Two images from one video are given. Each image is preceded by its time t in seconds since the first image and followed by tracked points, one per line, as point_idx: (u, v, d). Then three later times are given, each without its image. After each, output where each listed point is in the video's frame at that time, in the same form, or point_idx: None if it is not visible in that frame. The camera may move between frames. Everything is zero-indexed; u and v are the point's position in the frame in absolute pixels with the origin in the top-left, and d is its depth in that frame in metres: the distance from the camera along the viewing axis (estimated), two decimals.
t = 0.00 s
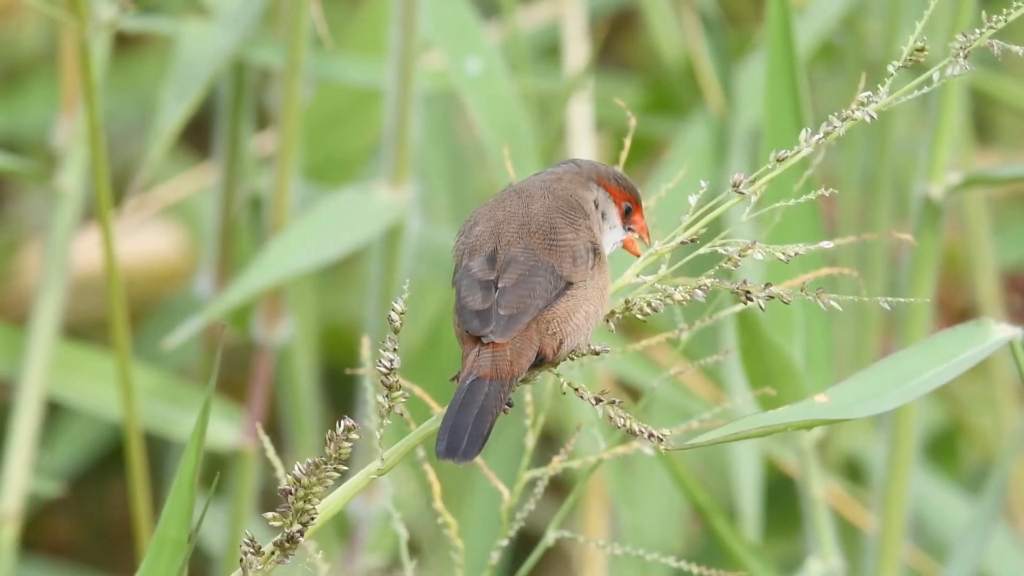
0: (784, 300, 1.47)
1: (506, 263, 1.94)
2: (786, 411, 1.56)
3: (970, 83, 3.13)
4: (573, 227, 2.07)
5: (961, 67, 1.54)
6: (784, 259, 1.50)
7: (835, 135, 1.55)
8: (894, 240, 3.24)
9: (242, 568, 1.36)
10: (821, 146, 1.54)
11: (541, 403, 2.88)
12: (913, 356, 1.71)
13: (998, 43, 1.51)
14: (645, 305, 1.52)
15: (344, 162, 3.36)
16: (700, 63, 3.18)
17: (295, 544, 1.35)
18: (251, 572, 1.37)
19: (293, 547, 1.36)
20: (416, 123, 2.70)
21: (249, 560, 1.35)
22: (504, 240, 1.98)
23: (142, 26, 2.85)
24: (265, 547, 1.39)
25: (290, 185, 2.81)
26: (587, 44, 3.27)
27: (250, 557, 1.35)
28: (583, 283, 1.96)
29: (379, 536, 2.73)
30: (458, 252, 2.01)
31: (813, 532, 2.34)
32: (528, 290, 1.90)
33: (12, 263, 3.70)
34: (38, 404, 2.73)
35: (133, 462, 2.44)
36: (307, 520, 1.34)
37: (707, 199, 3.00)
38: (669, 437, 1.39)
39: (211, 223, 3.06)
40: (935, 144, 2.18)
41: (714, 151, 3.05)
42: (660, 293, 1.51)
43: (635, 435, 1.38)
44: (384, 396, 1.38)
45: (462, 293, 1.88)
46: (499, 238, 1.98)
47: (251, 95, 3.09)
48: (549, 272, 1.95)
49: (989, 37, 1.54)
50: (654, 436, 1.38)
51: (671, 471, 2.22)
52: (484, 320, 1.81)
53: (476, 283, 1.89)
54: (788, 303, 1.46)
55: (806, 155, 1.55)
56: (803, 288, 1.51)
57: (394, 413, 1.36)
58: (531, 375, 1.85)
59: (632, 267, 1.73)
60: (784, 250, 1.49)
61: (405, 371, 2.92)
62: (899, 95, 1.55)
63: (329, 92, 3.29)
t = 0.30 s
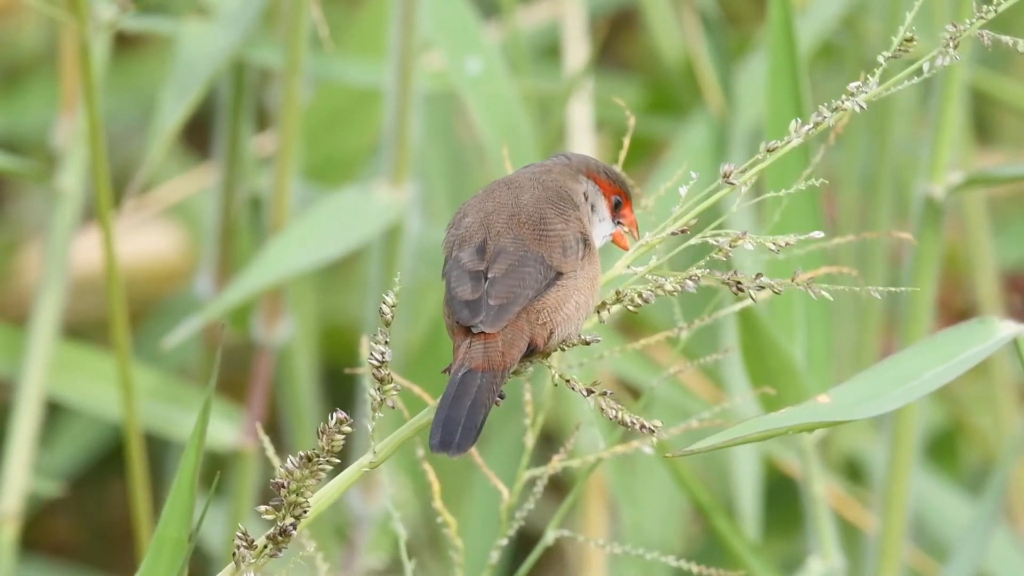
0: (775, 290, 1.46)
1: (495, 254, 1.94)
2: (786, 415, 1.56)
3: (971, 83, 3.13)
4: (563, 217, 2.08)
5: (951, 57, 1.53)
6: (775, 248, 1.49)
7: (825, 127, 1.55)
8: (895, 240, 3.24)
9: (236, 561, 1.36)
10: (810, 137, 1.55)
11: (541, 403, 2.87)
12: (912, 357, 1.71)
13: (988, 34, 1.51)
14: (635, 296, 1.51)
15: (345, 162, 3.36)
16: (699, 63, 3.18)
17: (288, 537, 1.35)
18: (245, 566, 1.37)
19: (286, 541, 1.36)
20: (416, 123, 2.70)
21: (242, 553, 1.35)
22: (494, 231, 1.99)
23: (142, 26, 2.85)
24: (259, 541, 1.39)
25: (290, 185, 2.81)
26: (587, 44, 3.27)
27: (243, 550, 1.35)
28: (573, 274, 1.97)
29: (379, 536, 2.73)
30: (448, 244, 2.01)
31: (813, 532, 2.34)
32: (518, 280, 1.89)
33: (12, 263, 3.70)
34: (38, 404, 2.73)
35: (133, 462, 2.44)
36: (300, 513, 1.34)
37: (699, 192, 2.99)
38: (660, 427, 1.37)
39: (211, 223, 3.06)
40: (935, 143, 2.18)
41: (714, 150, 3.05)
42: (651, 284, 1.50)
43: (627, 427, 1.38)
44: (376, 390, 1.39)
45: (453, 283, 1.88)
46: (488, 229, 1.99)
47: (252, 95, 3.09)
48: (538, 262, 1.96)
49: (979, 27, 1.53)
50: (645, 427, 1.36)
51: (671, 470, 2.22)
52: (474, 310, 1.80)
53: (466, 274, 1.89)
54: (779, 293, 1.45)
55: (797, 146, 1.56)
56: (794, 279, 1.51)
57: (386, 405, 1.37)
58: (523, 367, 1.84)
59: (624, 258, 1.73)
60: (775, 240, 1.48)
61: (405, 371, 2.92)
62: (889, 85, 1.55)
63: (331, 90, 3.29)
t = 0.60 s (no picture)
0: (766, 277, 1.44)
1: (484, 242, 1.95)
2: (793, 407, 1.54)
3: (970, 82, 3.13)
4: (553, 204, 2.08)
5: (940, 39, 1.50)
6: (765, 235, 1.47)
7: (814, 113, 1.54)
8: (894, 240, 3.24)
9: (228, 553, 1.36)
10: (799, 123, 1.54)
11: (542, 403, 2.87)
12: (917, 354, 1.71)
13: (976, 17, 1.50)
14: (625, 285, 1.50)
15: (345, 162, 3.36)
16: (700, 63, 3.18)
17: (279, 529, 1.33)
18: (237, 559, 1.36)
19: (278, 533, 1.34)
20: (416, 123, 2.70)
21: (234, 545, 1.34)
22: (482, 219, 2.00)
23: (142, 26, 2.84)
24: (251, 534, 1.38)
25: (290, 184, 2.81)
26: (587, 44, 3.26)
27: (235, 542, 1.34)
28: (562, 261, 1.97)
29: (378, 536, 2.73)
30: (438, 233, 2.04)
31: (812, 533, 2.34)
32: (506, 269, 1.90)
33: (12, 262, 3.69)
34: (38, 404, 2.72)
35: (133, 462, 2.44)
36: (292, 505, 1.33)
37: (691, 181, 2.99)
38: (651, 416, 1.37)
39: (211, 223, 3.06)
40: (935, 143, 2.18)
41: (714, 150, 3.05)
42: (641, 272, 1.49)
43: (619, 415, 1.37)
44: (367, 380, 1.39)
45: (441, 272, 1.90)
46: (477, 218, 2.01)
47: (252, 95, 3.09)
48: (527, 250, 1.96)
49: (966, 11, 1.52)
50: (637, 415, 1.36)
51: (670, 470, 2.23)
52: (462, 299, 1.81)
53: (454, 263, 1.91)
54: (770, 279, 1.44)
55: (785, 133, 1.55)
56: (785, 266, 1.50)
57: (378, 396, 1.37)
58: (512, 355, 1.85)
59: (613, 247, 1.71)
60: (765, 227, 1.47)
61: (405, 370, 2.92)
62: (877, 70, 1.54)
63: (332, 91, 3.28)
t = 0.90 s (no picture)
0: (755, 265, 1.45)
1: (471, 230, 1.95)
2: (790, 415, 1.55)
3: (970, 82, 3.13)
4: (539, 191, 2.09)
5: (925, 27, 1.51)
6: (754, 223, 1.48)
7: (801, 100, 1.54)
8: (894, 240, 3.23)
9: (221, 547, 1.35)
10: (787, 111, 1.55)
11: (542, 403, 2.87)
12: (916, 357, 1.71)
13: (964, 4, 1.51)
14: (614, 275, 1.51)
15: (345, 161, 3.36)
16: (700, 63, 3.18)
17: (271, 521, 1.34)
18: (230, 553, 1.35)
19: (270, 525, 1.35)
20: (416, 123, 2.70)
21: (226, 539, 1.34)
22: (469, 207, 2.00)
23: (142, 26, 2.84)
24: (243, 527, 1.38)
25: (290, 184, 2.81)
26: (587, 44, 3.26)
27: (227, 536, 1.34)
28: (550, 247, 1.97)
29: (378, 536, 2.73)
30: (425, 222, 2.03)
31: (811, 533, 2.34)
32: (493, 254, 1.90)
33: (12, 262, 3.69)
34: (38, 404, 2.72)
35: (133, 461, 2.44)
36: (284, 498, 1.34)
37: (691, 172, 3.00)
38: (644, 404, 1.37)
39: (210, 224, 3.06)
40: (934, 143, 2.18)
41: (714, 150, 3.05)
42: (630, 261, 1.49)
43: (610, 405, 1.37)
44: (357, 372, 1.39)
45: (428, 259, 1.89)
46: (464, 206, 2.00)
47: (252, 95, 3.09)
48: (514, 236, 1.96)
49: None
50: (628, 405, 1.36)
51: (668, 471, 2.23)
52: (450, 285, 1.81)
53: (441, 249, 1.90)
54: (759, 268, 1.44)
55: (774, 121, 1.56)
56: (774, 253, 1.51)
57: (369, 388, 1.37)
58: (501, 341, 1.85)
59: (601, 237, 1.71)
60: (754, 215, 1.48)
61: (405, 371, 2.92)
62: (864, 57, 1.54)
63: (331, 92, 3.28)
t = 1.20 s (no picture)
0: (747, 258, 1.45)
1: (460, 220, 1.95)
2: (794, 412, 1.54)
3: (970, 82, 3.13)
4: (528, 183, 2.11)
5: (915, 17, 1.51)
6: (745, 216, 1.48)
7: (792, 92, 1.54)
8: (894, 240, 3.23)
9: (215, 542, 1.36)
10: (777, 103, 1.54)
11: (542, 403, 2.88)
12: (917, 353, 1.71)
13: None
14: (607, 267, 1.51)
15: (345, 161, 3.36)
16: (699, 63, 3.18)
17: (265, 517, 1.33)
18: (224, 548, 1.36)
19: (264, 521, 1.33)
20: (415, 124, 2.69)
21: (220, 534, 1.35)
22: (458, 198, 2.01)
23: (142, 26, 2.84)
24: (238, 523, 1.38)
25: (290, 184, 2.81)
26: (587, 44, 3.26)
27: (221, 531, 1.35)
28: (540, 237, 1.98)
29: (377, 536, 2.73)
30: (414, 215, 2.04)
31: (811, 533, 2.34)
32: (483, 243, 1.89)
33: (12, 262, 3.69)
34: (38, 404, 2.72)
35: (133, 460, 2.44)
36: (277, 493, 1.33)
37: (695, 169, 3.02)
38: (638, 396, 1.37)
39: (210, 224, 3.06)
40: (934, 144, 2.18)
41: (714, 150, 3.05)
42: (622, 254, 1.49)
43: (603, 397, 1.37)
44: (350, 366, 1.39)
45: (417, 248, 1.88)
46: (453, 197, 2.01)
47: (252, 95, 3.09)
48: (504, 225, 1.96)
49: None
50: (621, 397, 1.36)
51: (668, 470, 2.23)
52: (439, 273, 1.80)
53: (430, 238, 1.90)
54: (751, 261, 1.44)
55: (765, 113, 1.55)
56: (766, 245, 1.51)
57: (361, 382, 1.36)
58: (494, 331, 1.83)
59: (592, 229, 1.71)
60: (745, 207, 1.47)
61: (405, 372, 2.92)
62: (854, 48, 1.54)
63: (330, 92, 3.29)
